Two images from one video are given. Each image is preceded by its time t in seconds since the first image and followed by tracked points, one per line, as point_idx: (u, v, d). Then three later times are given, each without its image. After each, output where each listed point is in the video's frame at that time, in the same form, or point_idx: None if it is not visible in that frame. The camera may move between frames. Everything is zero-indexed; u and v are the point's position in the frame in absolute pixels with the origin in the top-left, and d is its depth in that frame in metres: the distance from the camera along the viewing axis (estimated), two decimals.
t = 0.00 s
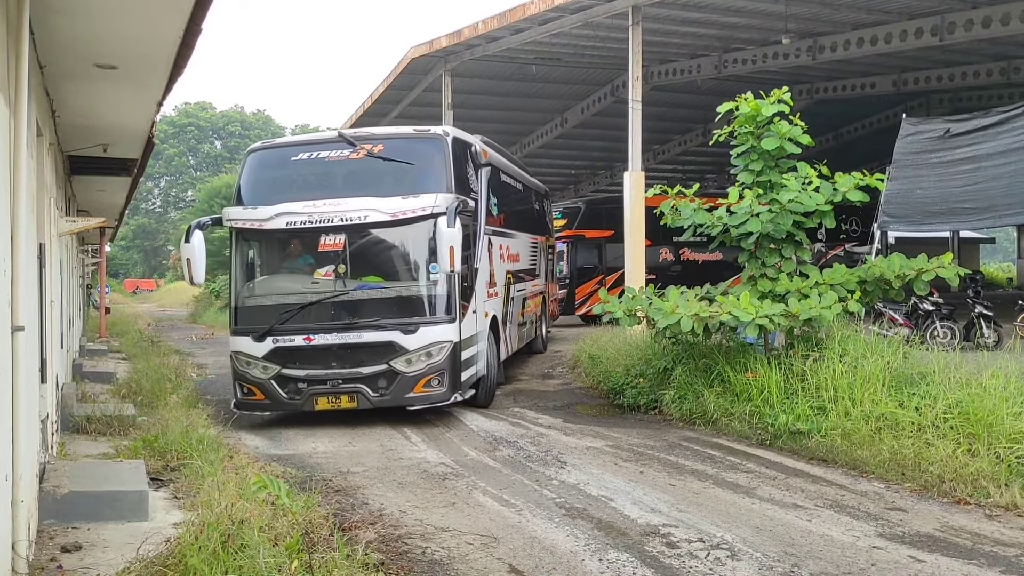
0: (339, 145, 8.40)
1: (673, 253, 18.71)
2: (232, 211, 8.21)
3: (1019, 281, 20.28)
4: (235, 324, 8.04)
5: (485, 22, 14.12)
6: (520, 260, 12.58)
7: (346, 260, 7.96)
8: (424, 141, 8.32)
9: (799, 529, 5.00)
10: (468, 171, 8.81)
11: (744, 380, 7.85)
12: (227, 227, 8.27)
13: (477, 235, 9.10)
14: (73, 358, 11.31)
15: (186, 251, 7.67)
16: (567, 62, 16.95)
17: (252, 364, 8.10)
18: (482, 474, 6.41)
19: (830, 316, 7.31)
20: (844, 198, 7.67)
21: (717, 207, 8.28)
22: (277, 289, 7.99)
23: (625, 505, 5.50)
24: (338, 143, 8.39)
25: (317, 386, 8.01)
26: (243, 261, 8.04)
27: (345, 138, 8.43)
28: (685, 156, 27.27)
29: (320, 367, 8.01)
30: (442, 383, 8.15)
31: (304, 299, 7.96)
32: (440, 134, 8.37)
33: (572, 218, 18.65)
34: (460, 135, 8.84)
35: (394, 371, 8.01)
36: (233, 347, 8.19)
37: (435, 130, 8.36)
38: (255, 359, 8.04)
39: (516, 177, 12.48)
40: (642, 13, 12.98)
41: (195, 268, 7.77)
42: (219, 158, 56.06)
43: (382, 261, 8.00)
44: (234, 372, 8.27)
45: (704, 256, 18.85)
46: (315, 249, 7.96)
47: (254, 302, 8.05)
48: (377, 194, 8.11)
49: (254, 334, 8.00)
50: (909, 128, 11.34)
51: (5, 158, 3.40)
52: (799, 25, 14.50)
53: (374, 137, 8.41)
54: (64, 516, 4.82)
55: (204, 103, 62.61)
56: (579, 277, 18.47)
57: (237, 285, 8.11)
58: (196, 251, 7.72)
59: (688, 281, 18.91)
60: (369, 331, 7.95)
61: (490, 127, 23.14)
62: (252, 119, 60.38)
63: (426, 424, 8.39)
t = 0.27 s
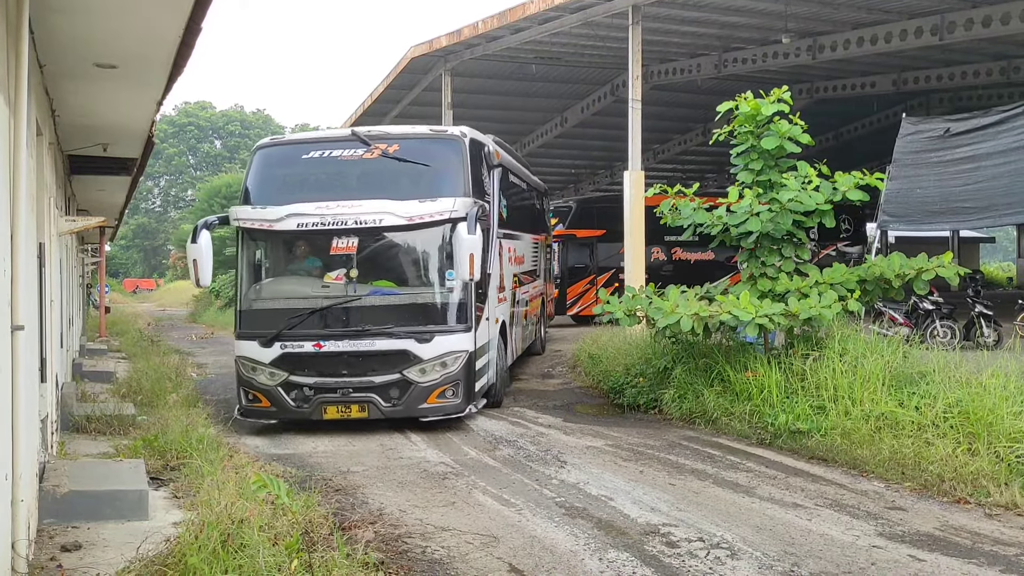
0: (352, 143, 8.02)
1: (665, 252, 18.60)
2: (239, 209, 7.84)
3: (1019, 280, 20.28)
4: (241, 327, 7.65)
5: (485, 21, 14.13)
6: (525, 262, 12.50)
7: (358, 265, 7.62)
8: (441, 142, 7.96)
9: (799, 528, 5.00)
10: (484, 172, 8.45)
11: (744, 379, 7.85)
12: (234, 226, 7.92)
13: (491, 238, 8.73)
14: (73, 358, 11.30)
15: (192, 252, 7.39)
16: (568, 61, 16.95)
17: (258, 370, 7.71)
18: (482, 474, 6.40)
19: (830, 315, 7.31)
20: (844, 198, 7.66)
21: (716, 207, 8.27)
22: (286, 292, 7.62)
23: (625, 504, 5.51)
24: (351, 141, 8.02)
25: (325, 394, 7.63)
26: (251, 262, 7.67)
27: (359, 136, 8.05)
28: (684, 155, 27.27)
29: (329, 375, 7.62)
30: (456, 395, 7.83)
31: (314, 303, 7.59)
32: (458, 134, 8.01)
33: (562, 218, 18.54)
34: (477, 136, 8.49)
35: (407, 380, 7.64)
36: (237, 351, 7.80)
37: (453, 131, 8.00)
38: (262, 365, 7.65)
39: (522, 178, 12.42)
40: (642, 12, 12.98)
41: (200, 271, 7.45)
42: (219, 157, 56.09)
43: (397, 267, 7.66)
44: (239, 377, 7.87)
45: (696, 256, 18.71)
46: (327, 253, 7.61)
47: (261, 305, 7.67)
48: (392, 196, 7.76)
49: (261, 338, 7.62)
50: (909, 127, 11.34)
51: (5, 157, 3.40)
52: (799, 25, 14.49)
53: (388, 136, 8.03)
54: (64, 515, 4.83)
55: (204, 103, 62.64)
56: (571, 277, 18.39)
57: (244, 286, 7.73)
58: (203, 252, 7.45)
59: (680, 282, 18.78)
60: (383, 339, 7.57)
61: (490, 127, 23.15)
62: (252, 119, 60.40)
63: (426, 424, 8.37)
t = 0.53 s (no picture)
0: (368, 132, 7.75)
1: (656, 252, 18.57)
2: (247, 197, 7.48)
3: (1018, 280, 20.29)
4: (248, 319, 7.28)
5: (484, 21, 14.13)
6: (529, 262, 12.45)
7: (371, 256, 7.28)
8: (460, 133, 7.74)
9: (798, 528, 5.00)
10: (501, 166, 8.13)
11: (744, 379, 7.85)
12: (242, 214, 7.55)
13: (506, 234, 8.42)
14: (72, 358, 11.31)
15: (202, 240, 6.73)
16: (567, 61, 16.94)
17: (265, 364, 7.32)
18: (482, 473, 6.39)
19: (830, 314, 7.32)
20: (843, 198, 7.67)
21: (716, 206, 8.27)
22: (296, 284, 7.27)
23: (625, 504, 5.51)
24: (367, 130, 7.74)
25: (335, 391, 7.24)
26: (259, 252, 7.33)
27: (375, 125, 7.79)
28: (684, 155, 27.29)
29: (340, 370, 7.24)
30: (472, 393, 7.45)
31: (324, 296, 7.24)
32: (477, 127, 7.80)
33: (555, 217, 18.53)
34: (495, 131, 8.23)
35: (422, 378, 7.26)
36: (244, 344, 7.42)
37: (472, 122, 7.78)
38: (269, 359, 7.26)
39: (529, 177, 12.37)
40: (641, 12, 12.97)
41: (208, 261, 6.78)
42: (218, 157, 56.11)
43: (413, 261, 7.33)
44: (245, 372, 7.48)
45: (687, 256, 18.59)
46: (339, 244, 7.28)
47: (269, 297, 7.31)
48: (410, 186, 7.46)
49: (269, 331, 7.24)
50: (909, 127, 11.36)
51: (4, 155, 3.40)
52: (798, 24, 14.50)
53: (406, 126, 7.78)
54: (63, 514, 4.83)
55: (203, 102, 62.68)
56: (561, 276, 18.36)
57: (252, 277, 7.38)
58: (212, 239, 6.80)
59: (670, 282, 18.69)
60: (397, 334, 7.21)
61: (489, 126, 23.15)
62: (252, 118, 60.42)
63: (426, 424, 8.35)
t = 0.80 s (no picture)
0: (377, 122, 7.51)
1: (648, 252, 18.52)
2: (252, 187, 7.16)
3: (1017, 280, 20.28)
4: (254, 314, 7.00)
5: (484, 21, 14.13)
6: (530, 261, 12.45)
7: (382, 249, 7.02)
8: (473, 122, 7.53)
9: (797, 527, 5.00)
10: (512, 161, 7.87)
11: (743, 379, 7.85)
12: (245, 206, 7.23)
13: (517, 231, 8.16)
14: (71, 358, 11.31)
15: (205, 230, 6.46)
16: (566, 61, 16.94)
17: (272, 361, 7.01)
18: (480, 473, 6.39)
19: (828, 314, 7.32)
20: (842, 198, 7.67)
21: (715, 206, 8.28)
22: (304, 278, 6.99)
23: (624, 503, 5.51)
24: (376, 121, 7.51)
25: (345, 389, 6.94)
26: (265, 246, 7.05)
27: (384, 115, 7.56)
28: (682, 155, 27.31)
29: (350, 368, 6.95)
30: (487, 392, 7.13)
31: (334, 291, 6.97)
32: (490, 117, 7.60)
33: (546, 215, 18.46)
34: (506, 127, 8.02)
35: (435, 375, 6.97)
36: (249, 341, 7.12)
37: (484, 112, 7.59)
38: (276, 355, 6.97)
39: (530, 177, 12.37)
40: (640, 11, 12.96)
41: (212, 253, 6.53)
42: (217, 156, 56.12)
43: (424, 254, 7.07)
44: (250, 370, 7.17)
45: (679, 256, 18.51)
46: (348, 236, 7.03)
47: (275, 292, 7.01)
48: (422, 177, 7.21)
49: (276, 327, 6.95)
50: (908, 127, 11.36)
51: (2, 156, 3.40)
52: (796, 24, 14.51)
53: (416, 116, 7.57)
54: (62, 514, 4.83)
55: (202, 102, 62.79)
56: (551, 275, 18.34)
57: (257, 272, 7.09)
58: (218, 231, 6.51)
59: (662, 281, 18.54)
60: (410, 329, 6.92)
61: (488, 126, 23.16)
62: (251, 118, 60.42)
63: (425, 424, 8.34)
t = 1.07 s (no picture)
0: (382, 115, 7.18)
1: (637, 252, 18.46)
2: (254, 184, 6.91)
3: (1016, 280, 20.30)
4: (259, 316, 6.73)
5: (482, 20, 14.13)
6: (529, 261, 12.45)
7: (392, 245, 6.81)
8: (481, 115, 7.19)
9: (795, 527, 5.00)
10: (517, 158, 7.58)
11: (741, 379, 7.85)
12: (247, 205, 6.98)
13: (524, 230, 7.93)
14: (70, 357, 11.32)
15: (208, 230, 6.35)
16: (565, 60, 16.94)
17: (279, 365, 6.73)
18: (479, 473, 6.38)
19: (827, 314, 7.33)
20: (841, 198, 7.68)
21: (714, 206, 8.29)
22: (310, 278, 6.75)
23: (622, 503, 5.51)
24: (381, 114, 7.17)
25: (356, 391, 6.66)
26: (269, 246, 6.81)
27: (389, 108, 7.22)
28: (681, 155, 27.33)
29: (360, 370, 6.67)
30: (502, 391, 6.88)
31: (341, 290, 6.72)
32: (498, 108, 7.27)
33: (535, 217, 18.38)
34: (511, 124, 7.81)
35: (449, 375, 6.71)
36: (253, 345, 6.84)
37: (492, 104, 7.26)
38: (283, 358, 6.69)
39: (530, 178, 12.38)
40: (639, 11, 12.95)
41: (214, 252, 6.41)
42: (216, 156, 56.12)
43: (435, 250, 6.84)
44: (255, 375, 6.88)
45: (669, 256, 18.42)
46: (356, 234, 6.80)
47: (280, 293, 6.76)
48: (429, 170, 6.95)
49: (282, 329, 6.68)
50: (908, 127, 11.35)
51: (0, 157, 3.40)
52: (795, 24, 14.51)
53: (421, 108, 7.23)
54: (61, 514, 4.83)
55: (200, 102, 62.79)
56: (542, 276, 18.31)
57: (261, 272, 6.83)
58: (220, 231, 6.40)
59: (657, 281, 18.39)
60: (422, 328, 6.67)
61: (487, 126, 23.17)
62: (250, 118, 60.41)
63: (425, 423, 8.34)
